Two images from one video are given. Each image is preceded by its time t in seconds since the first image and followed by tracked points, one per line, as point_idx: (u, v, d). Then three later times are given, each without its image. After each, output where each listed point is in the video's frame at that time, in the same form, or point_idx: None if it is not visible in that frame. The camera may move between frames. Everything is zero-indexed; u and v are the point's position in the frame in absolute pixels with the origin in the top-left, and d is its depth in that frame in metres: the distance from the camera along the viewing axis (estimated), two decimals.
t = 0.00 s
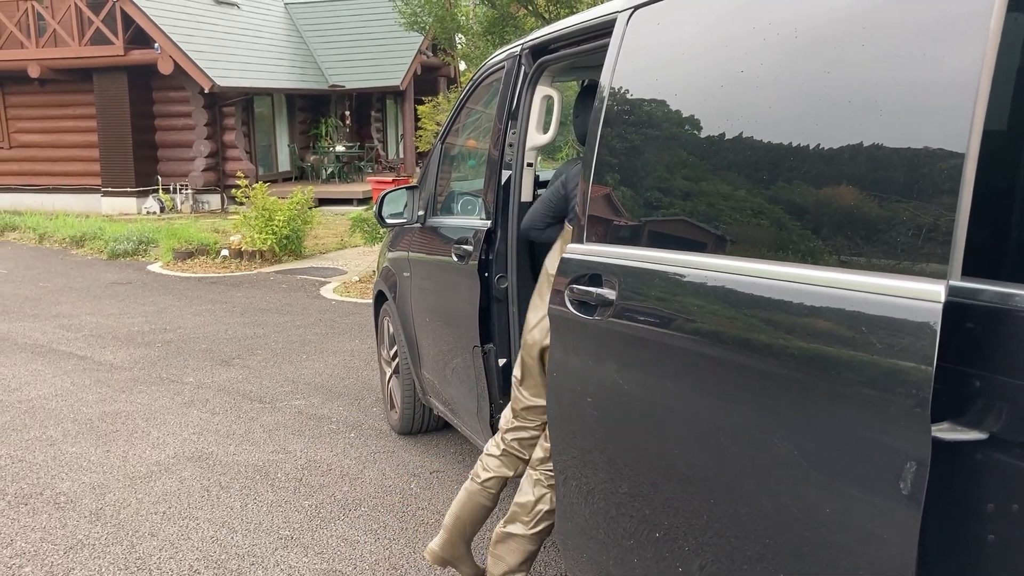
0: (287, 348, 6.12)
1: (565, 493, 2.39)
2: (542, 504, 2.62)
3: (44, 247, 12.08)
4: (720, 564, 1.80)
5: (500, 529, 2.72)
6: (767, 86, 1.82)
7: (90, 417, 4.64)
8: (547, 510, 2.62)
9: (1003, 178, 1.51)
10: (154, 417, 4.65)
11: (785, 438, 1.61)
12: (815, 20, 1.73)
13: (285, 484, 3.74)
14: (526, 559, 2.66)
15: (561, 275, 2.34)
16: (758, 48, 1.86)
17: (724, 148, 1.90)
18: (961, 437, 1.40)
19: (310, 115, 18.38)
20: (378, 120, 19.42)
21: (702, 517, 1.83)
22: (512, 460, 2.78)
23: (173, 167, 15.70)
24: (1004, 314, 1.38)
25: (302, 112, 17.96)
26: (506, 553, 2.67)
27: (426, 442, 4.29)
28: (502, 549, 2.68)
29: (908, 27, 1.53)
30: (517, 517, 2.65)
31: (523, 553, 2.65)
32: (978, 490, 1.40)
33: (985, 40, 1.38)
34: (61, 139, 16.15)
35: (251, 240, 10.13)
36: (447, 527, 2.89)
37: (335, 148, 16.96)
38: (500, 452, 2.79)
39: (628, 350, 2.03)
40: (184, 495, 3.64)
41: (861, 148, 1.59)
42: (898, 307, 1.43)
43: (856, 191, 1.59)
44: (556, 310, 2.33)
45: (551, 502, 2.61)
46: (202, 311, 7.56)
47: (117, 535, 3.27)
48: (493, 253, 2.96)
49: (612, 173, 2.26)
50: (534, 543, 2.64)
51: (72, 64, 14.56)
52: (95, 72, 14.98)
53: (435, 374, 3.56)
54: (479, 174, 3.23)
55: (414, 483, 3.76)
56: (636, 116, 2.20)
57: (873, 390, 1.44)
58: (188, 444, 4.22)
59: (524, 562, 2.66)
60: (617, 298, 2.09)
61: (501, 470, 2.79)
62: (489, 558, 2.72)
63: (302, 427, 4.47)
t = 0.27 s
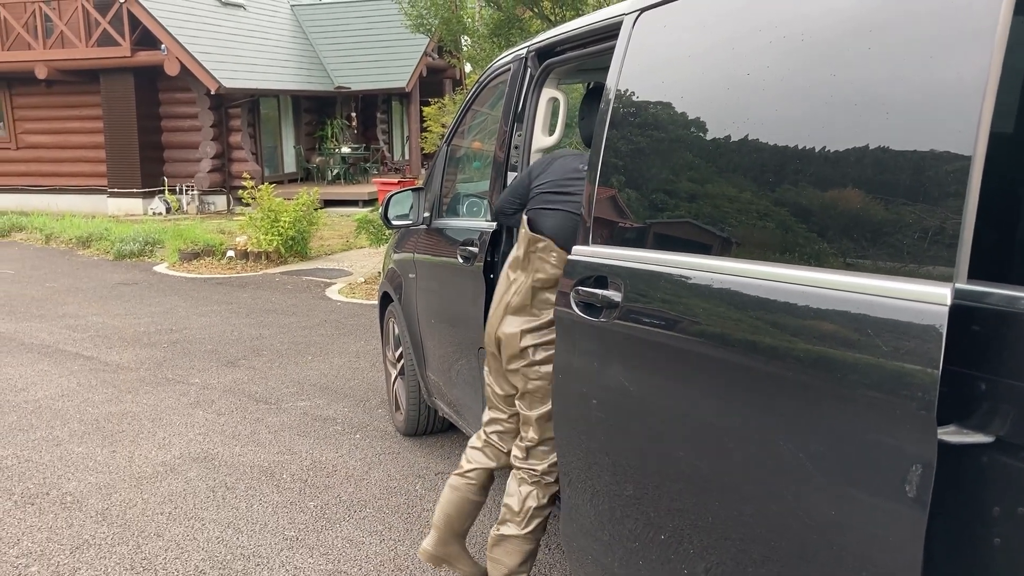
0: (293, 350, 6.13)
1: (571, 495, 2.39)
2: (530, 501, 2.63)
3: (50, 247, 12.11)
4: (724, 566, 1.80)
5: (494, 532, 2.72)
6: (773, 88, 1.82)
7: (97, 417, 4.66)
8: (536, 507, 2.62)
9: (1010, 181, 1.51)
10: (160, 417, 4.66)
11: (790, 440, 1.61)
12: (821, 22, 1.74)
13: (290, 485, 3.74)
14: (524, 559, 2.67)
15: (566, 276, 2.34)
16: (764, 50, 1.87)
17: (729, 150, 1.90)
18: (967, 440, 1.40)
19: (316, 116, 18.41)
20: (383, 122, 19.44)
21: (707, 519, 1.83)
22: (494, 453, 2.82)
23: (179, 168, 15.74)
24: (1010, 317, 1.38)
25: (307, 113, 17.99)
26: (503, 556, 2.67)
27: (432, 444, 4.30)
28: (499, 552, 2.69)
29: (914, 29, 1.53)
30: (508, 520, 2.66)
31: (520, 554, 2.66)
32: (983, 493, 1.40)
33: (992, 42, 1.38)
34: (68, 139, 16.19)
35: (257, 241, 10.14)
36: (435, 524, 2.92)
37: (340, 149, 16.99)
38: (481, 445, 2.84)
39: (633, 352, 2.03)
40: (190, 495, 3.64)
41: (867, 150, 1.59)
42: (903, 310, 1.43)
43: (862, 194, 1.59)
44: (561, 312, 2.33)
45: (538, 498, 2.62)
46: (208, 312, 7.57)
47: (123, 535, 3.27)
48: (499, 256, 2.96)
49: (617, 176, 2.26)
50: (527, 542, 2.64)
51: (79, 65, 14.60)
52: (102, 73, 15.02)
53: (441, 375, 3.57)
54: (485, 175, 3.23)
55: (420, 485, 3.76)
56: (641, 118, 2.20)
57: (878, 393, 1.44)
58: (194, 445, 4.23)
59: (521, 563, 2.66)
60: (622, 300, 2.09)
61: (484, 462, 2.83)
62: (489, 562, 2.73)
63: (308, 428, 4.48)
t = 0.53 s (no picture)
0: (300, 351, 6.14)
1: (577, 496, 2.39)
2: (533, 499, 2.65)
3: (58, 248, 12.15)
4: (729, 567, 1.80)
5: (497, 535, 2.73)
6: (780, 91, 1.83)
7: (105, 417, 4.67)
8: (540, 504, 2.64)
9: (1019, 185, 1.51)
10: (167, 418, 4.67)
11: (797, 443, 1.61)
12: (830, 25, 1.73)
13: (297, 486, 3.75)
14: (531, 558, 2.67)
15: (574, 278, 2.34)
16: (772, 53, 1.87)
17: (737, 153, 1.90)
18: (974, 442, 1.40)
19: (324, 118, 18.45)
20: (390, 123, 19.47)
21: (713, 522, 1.83)
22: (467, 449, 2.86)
23: (186, 169, 15.79)
24: (1019, 319, 1.38)
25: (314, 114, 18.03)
26: (508, 557, 2.68)
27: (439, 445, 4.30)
28: (503, 553, 2.69)
29: (921, 33, 1.53)
30: (512, 521, 2.67)
31: (526, 553, 2.66)
32: (991, 496, 1.40)
33: (1000, 46, 1.38)
34: (77, 140, 16.25)
35: (264, 242, 10.16)
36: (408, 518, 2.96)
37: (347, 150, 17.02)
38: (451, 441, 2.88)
39: (640, 354, 2.03)
40: (198, 496, 3.65)
41: (875, 153, 1.59)
42: (910, 312, 1.43)
43: (870, 197, 1.59)
44: (568, 313, 2.33)
45: (541, 495, 2.64)
46: (216, 312, 7.59)
47: (131, 535, 3.28)
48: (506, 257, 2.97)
49: (624, 177, 2.26)
50: (533, 540, 2.66)
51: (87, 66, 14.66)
52: (110, 74, 15.08)
53: (448, 376, 3.57)
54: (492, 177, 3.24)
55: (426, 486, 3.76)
56: (649, 120, 2.20)
57: (885, 396, 1.44)
58: (201, 445, 4.24)
59: (527, 561, 2.67)
60: (628, 301, 2.09)
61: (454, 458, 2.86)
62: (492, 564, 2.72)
63: (315, 429, 4.49)
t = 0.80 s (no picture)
0: (311, 351, 6.16)
1: (586, 497, 2.39)
2: (527, 497, 2.66)
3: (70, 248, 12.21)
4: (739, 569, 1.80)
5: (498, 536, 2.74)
6: (791, 93, 1.82)
7: (116, 416, 4.69)
8: (535, 501, 2.65)
9: None
10: (178, 417, 4.69)
11: (807, 446, 1.61)
12: (842, 27, 1.73)
13: (307, 486, 3.75)
14: (534, 555, 2.68)
15: (584, 280, 2.34)
16: (783, 55, 1.86)
17: (748, 154, 1.90)
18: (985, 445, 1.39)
19: (334, 119, 18.50)
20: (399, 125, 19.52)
21: (724, 524, 1.83)
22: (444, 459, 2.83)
23: (198, 169, 15.85)
24: None
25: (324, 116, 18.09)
26: (511, 557, 2.68)
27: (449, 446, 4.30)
28: (506, 553, 2.70)
29: (933, 35, 1.53)
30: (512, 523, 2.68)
31: (528, 551, 2.67)
32: (1003, 500, 1.39)
33: (1013, 49, 1.38)
34: (89, 141, 16.33)
35: (275, 243, 10.20)
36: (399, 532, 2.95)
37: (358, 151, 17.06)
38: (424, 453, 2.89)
39: (649, 356, 2.03)
40: (208, 495, 3.66)
41: (886, 156, 1.59)
42: (920, 315, 1.42)
43: (882, 199, 1.59)
44: (578, 315, 2.33)
45: (535, 492, 2.65)
46: (227, 312, 7.62)
47: (142, 533, 3.29)
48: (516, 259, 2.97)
49: (634, 179, 2.26)
50: (534, 538, 2.66)
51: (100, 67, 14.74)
52: (122, 75, 15.15)
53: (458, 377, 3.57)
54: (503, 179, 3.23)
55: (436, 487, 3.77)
56: (660, 121, 2.20)
57: (895, 398, 1.44)
58: (212, 445, 4.26)
59: (530, 560, 2.67)
60: (638, 303, 2.09)
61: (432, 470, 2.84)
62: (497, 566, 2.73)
63: (325, 429, 4.49)
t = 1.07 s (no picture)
0: (325, 350, 6.18)
1: (599, 498, 2.38)
2: (493, 494, 2.69)
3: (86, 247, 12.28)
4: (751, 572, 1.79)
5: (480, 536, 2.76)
6: (806, 94, 1.82)
7: (131, 415, 4.72)
8: (500, 497, 2.68)
9: None
10: (192, 416, 4.71)
11: (822, 448, 1.60)
12: (858, 28, 1.72)
13: (320, 485, 3.76)
14: (519, 552, 2.71)
15: (598, 281, 2.34)
16: (797, 57, 1.86)
17: (762, 156, 1.90)
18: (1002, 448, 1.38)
19: (348, 119, 18.58)
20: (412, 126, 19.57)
21: (738, 526, 1.82)
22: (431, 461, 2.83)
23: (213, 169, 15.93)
24: None
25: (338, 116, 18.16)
26: (496, 556, 2.71)
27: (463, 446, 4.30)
28: (491, 552, 2.72)
29: (951, 36, 1.52)
30: (483, 522, 2.71)
31: (511, 549, 2.70)
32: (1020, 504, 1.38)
33: None
34: (105, 141, 16.45)
35: (289, 243, 10.24)
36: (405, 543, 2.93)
37: (372, 152, 17.12)
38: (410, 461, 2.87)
39: (663, 357, 2.03)
40: (222, 493, 3.68)
41: (902, 157, 1.58)
42: (935, 317, 1.41)
43: (898, 200, 1.58)
44: (592, 315, 2.33)
45: (500, 488, 2.68)
46: (241, 312, 7.65)
47: (157, 531, 3.31)
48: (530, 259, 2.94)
49: (649, 180, 2.25)
50: (513, 535, 2.70)
51: (116, 68, 14.83)
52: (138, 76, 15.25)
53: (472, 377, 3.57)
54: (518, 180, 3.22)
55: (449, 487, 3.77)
56: (674, 123, 2.19)
57: (910, 401, 1.43)
58: (226, 443, 4.27)
59: (515, 557, 2.70)
60: (652, 304, 2.09)
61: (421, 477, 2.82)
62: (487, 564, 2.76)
63: (338, 428, 4.50)
